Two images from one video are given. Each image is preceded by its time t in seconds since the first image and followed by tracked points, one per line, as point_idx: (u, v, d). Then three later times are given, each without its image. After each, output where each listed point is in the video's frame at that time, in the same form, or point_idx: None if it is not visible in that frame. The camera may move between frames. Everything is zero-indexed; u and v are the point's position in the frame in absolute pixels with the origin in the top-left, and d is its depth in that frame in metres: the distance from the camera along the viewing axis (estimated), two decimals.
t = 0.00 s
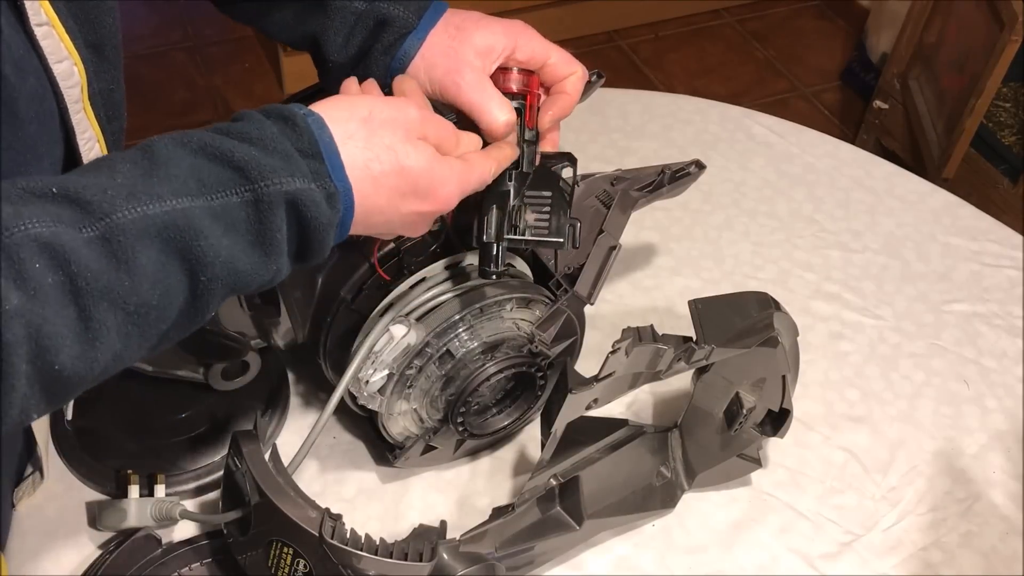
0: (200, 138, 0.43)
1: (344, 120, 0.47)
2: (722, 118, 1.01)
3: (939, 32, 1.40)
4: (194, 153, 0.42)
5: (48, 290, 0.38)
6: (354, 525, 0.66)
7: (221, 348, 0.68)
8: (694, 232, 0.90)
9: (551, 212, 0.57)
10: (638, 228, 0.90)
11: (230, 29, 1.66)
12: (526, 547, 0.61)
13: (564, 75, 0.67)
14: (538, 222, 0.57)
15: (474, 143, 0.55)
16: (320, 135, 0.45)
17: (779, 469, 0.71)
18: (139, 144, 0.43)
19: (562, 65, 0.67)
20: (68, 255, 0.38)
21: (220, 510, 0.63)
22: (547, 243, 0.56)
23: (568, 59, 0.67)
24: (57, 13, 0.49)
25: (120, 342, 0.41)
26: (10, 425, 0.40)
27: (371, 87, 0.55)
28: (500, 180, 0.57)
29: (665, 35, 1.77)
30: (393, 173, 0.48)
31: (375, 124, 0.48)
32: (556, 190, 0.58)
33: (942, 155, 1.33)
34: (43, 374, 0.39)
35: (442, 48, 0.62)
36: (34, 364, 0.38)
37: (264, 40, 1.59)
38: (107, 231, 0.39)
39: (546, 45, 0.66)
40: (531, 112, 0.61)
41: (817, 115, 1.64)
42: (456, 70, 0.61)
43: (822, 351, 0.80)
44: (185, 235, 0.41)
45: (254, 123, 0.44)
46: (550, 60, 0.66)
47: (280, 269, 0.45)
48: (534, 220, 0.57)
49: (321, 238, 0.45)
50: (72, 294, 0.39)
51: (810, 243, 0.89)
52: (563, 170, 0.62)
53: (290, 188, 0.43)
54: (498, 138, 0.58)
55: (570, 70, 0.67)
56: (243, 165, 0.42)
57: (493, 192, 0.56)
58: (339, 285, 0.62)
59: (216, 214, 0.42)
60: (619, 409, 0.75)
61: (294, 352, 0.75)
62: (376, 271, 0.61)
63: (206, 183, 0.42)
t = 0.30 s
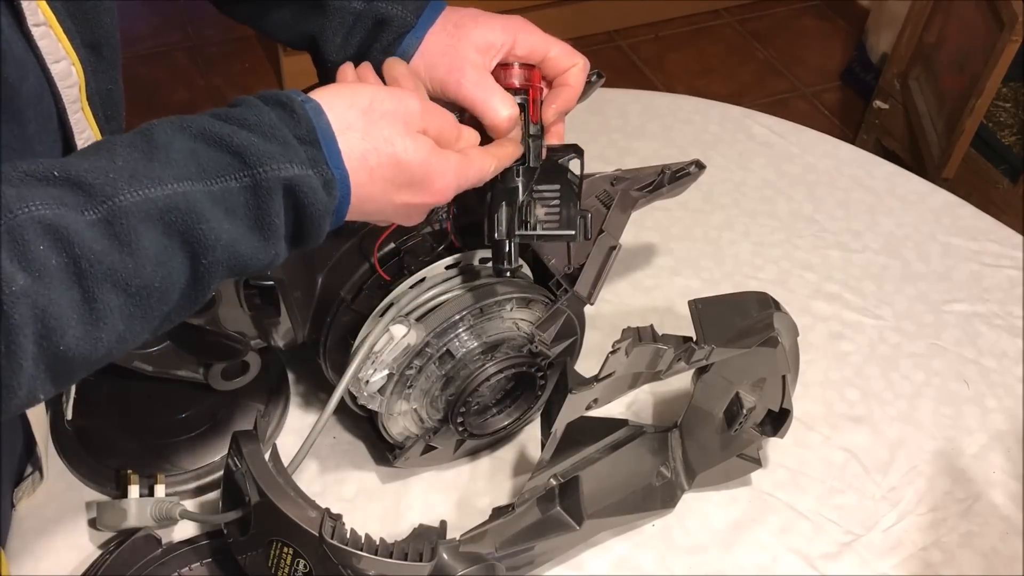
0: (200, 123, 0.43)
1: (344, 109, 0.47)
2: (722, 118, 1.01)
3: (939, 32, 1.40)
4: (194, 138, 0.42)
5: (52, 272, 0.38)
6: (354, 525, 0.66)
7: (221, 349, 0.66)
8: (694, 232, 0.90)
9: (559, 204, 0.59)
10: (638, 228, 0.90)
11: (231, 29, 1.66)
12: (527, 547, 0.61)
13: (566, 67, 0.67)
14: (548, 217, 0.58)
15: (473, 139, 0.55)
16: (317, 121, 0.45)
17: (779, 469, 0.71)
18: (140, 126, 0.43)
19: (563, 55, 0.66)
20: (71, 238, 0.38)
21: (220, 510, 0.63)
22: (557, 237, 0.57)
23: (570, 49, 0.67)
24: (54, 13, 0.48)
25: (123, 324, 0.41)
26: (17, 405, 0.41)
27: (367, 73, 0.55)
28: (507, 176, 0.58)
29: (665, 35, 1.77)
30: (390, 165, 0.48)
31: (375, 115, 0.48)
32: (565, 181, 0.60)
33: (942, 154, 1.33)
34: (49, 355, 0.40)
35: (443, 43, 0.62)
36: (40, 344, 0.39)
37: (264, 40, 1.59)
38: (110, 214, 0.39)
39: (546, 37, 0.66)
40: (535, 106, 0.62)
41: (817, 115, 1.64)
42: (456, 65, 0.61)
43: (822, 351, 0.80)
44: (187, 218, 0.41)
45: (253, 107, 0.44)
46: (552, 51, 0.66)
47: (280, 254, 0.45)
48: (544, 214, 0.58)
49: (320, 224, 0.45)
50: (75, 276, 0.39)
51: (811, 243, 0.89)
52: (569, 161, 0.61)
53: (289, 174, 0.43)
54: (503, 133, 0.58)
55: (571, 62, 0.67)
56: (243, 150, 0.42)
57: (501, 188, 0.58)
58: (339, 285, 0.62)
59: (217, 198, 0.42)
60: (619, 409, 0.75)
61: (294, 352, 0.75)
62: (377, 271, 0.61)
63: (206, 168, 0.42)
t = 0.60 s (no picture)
0: (206, 117, 0.42)
1: (353, 101, 0.47)
2: (722, 118, 1.01)
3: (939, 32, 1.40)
4: (200, 131, 0.42)
5: (55, 264, 0.38)
6: (354, 525, 0.66)
7: (221, 349, 0.66)
8: (694, 232, 0.90)
9: (567, 191, 0.60)
10: (638, 228, 0.90)
11: (230, 29, 1.66)
12: (526, 547, 0.61)
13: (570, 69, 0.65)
14: (557, 202, 0.59)
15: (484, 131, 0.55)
16: (326, 114, 0.44)
17: (779, 469, 0.71)
18: (148, 123, 0.43)
19: (567, 59, 0.64)
20: (74, 229, 0.38)
21: (220, 510, 0.63)
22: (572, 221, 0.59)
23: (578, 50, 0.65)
24: (53, 13, 0.48)
25: (128, 318, 0.41)
26: (23, 402, 0.40)
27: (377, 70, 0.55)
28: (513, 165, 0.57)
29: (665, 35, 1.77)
30: (401, 154, 0.47)
31: (383, 105, 0.48)
32: (572, 170, 0.60)
33: (942, 154, 1.33)
34: (53, 349, 0.39)
35: (450, 27, 0.61)
36: (43, 338, 0.39)
37: (263, 40, 1.59)
38: (113, 205, 0.39)
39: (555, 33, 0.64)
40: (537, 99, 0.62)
41: (817, 115, 1.64)
42: (463, 50, 0.62)
43: (822, 351, 0.80)
44: (191, 209, 0.41)
45: (260, 100, 0.44)
46: (557, 53, 0.63)
47: (289, 248, 0.44)
48: (554, 201, 0.59)
49: (329, 216, 0.45)
50: (79, 268, 0.39)
51: (810, 243, 0.89)
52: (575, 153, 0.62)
53: (296, 164, 0.42)
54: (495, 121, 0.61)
55: (574, 64, 0.65)
56: (249, 141, 0.42)
57: (507, 176, 0.57)
58: (339, 285, 0.62)
59: (222, 189, 0.41)
60: (619, 409, 0.75)
61: (294, 352, 0.75)
62: (377, 271, 0.61)
63: (212, 160, 0.41)
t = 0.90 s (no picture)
0: (206, 113, 0.43)
1: (352, 98, 0.47)
2: (722, 118, 1.01)
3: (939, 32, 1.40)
4: (200, 127, 0.42)
5: (56, 258, 0.38)
6: (354, 525, 0.66)
7: (221, 349, 0.66)
8: (694, 232, 0.90)
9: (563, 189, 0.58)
10: (638, 228, 0.90)
11: (231, 29, 1.66)
12: (526, 547, 0.61)
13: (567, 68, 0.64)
14: (553, 199, 0.58)
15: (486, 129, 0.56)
16: (326, 110, 0.45)
17: (779, 469, 0.71)
18: (148, 120, 0.43)
19: (563, 58, 0.64)
20: (75, 223, 0.38)
21: (220, 510, 0.63)
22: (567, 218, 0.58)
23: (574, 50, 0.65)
24: (53, 11, 0.48)
25: (130, 313, 0.41)
26: (24, 398, 0.40)
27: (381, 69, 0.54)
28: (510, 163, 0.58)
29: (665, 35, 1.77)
30: (401, 151, 0.47)
31: (382, 101, 0.48)
32: (568, 168, 0.59)
33: (942, 154, 1.33)
34: (54, 344, 0.39)
35: (447, 26, 0.62)
36: (45, 333, 0.38)
37: (264, 40, 1.59)
38: (114, 199, 0.39)
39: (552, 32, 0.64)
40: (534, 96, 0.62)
41: (817, 115, 1.64)
42: (462, 47, 0.62)
43: (822, 351, 0.80)
44: (192, 203, 0.40)
45: (260, 97, 0.44)
46: (554, 51, 0.63)
47: (290, 243, 0.44)
48: (550, 197, 0.58)
49: (330, 212, 0.45)
50: (81, 262, 0.39)
51: (811, 243, 0.89)
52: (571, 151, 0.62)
53: (296, 158, 0.42)
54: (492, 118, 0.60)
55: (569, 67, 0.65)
56: (249, 136, 0.42)
57: (504, 174, 0.58)
58: (339, 285, 0.62)
59: (223, 184, 0.41)
60: (619, 409, 0.75)
61: (294, 352, 0.75)
62: (376, 271, 0.61)
63: (212, 155, 0.41)
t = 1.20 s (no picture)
0: (205, 110, 0.43)
1: (350, 93, 0.47)
2: (722, 118, 1.01)
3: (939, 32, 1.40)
4: (199, 123, 0.42)
5: (59, 254, 0.38)
6: (354, 525, 0.66)
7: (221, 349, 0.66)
8: (694, 232, 0.90)
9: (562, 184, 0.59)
10: (638, 228, 0.90)
11: (231, 29, 1.66)
12: (526, 547, 0.61)
13: (566, 71, 0.64)
14: (555, 194, 0.59)
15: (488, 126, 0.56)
16: (323, 105, 0.45)
17: (779, 469, 0.71)
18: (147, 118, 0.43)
19: (562, 61, 0.63)
20: (76, 218, 0.38)
21: (220, 510, 0.63)
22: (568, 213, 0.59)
23: (574, 53, 0.65)
24: (53, 9, 0.48)
25: (132, 309, 0.41)
26: (27, 396, 0.40)
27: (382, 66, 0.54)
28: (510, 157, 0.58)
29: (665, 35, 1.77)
30: (399, 146, 0.48)
31: (380, 96, 0.48)
32: (567, 162, 0.60)
33: (942, 154, 1.33)
34: (57, 340, 0.39)
35: (448, 26, 0.62)
36: (48, 329, 0.38)
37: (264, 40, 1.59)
38: (115, 195, 0.39)
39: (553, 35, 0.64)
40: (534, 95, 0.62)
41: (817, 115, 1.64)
42: (461, 48, 0.62)
43: (822, 351, 0.80)
44: (192, 198, 0.40)
45: (258, 94, 0.44)
46: (555, 54, 0.63)
47: (290, 238, 0.44)
48: (551, 192, 0.59)
49: (330, 207, 0.45)
50: (83, 258, 0.39)
51: (811, 243, 0.89)
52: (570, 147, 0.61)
53: (295, 153, 0.42)
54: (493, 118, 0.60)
55: (569, 68, 0.65)
56: (248, 131, 0.42)
57: (504, 168, 0.57)
58: (339, 285, 0.62)
59: (223, 179, 0.41)
60: (619, 409, 0.75)
61: (294, 352, 0.75)
62: (376, 271, 0.61)
63: (212, 150, 0.41)
